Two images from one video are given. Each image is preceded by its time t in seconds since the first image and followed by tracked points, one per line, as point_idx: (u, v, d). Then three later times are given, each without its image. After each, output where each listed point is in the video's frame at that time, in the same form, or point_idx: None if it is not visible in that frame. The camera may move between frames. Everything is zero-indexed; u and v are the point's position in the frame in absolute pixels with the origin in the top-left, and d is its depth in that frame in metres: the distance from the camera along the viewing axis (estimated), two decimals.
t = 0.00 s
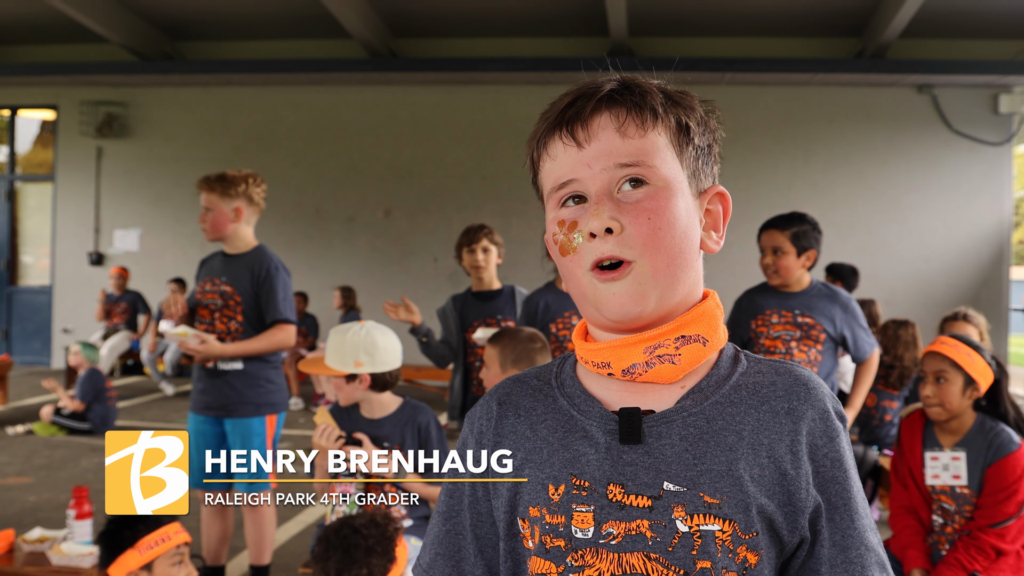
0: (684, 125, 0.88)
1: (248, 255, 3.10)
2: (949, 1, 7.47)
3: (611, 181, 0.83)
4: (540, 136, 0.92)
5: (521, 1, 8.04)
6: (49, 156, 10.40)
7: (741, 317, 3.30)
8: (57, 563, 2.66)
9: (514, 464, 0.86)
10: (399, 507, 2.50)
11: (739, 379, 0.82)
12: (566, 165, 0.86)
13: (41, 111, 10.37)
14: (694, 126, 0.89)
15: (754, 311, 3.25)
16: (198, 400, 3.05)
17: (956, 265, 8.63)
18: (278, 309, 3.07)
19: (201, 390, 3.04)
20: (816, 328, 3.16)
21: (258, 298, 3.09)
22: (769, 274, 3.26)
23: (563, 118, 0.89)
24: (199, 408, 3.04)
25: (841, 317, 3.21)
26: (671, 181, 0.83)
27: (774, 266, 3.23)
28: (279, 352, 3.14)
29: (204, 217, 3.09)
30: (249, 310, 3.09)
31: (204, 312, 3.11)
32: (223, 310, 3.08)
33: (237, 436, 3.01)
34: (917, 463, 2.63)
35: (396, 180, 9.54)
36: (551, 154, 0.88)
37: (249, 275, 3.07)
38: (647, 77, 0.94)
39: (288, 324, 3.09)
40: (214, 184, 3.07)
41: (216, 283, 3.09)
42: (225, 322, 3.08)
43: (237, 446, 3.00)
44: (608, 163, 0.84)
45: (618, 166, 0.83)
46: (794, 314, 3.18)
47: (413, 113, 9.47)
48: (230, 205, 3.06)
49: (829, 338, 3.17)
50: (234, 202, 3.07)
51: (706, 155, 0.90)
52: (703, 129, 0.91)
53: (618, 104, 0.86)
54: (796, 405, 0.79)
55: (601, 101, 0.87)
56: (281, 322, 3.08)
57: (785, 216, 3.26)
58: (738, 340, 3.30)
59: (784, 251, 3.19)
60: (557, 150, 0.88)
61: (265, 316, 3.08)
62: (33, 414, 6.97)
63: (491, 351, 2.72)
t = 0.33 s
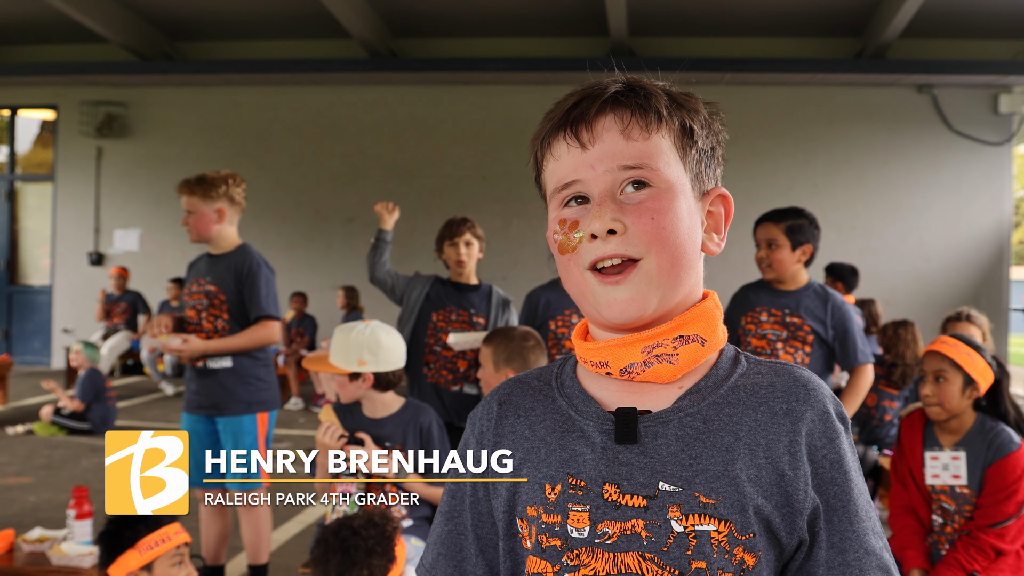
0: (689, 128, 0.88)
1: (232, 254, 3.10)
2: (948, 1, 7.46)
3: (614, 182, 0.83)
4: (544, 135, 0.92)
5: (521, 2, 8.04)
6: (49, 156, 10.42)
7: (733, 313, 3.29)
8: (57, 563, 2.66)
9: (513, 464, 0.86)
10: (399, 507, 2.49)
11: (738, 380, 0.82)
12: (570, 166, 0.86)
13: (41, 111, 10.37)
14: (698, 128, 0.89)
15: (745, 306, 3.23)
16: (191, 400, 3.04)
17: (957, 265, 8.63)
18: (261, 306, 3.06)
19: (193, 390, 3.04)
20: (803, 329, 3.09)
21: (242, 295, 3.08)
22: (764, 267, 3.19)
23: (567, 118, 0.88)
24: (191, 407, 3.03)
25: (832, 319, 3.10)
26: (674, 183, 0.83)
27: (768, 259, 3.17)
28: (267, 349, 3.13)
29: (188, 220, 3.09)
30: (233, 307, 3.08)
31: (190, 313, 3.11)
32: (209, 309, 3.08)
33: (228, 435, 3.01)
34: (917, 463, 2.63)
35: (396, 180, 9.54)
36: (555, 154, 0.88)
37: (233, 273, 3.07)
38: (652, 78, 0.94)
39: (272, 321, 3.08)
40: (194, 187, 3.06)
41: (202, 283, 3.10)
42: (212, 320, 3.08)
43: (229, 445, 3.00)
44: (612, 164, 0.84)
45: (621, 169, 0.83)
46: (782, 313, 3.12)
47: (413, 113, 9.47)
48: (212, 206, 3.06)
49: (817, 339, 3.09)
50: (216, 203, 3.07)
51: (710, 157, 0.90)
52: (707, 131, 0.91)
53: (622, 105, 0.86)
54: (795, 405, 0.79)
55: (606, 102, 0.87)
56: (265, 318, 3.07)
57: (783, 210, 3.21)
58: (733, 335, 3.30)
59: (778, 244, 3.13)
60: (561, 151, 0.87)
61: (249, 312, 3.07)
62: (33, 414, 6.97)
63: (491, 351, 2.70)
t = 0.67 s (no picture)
0: (691, 131, 0.87)
1: (226, 254, 3.09)
2: (949, 1, 7.46)
3: (612, 181, 0.83)
4: (547, 134, 0.92)
5: (520, 2, 8.03)
6: (49, 156, 10.42)
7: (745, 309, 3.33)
8: (57, 563, 2.66)
9: (510, 463, 0.86)
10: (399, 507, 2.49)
11: (732, 380, 0.82)
12: (569, 164, 0.86)
13: (41, 111, 10.38)
14: (700, 131, 0.89)
15: (747, 307, 3.27)
16: (189, 400, 3.04)
17: (957, 265, 8.62)
18: (256, 305, 3.07)
19: (190, 390, 3.04)
20: (789, 329, 3.06)
21: (236, 295, 3.08)
22: (765, 266, 3.18)
23: (569, 118, 0.89)
24: (190, 407, 3.03)
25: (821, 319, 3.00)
26: (673, 185, 0.83)
27: (768, 258, 3.15)
28: (261, 348, 3.13)
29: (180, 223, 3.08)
30: (229, 308, 3.09)
31: (185, 313, 3.11)
32: (204, 309, 3.08)
33: (224, 434, 3.02)
34: (917, 464, 2.62)
35: (396, 180, 9.54)
36: (556, 151, 0.88)
37: (228, 274, 3.07)
38: (657, 81, 0.94)
39: (265, 320, 3.08)
40: (186, 189, 3.06)
41: (197, 283, 3.10)
42: (207, 320, 3.08)
43: (225, 445, 3.00)
44: (611, 164, 0.84)
45: (620, 168, 0.83)
46: (772, 314, 3.11)
47: (413, 113, 9.47)
48: (205, 207, 3.06)
49: (805, 340, 3.03)
50: (209, 204, 3.07)
51: (712, 161, 0.90)
52: (710, 135, 0.91)
53: (623, 106, 0.86)
54: (788, 404, 0.78)
55: (609, 102, 0.87)
56: (260, 318, 3.07)
57: (788, 211, 3.21)
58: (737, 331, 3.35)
59: (778, 243, 3.11)
60: (562, 149, 0.88)
61: (243, 312, 3.07)
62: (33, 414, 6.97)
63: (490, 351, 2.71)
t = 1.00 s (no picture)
0: (727, 147, 0.89)
1: (228, 255, 3.10)
2: (949, 1, 7.46)
3: (657, 182, 0.83)
4: (590, 123, 0.91)
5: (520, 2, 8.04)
6: (49, 156, 10.43)
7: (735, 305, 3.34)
8: (57, 563, 2.65)
9: (515, 460, 0.87)
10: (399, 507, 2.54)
11: (719, 372, 0.82)
12: (615, 155, 0.85)
13: (42, 111, 10.37)
14: (735, 148, 0.90)
15: (736, 303, 3.29)
16: (189, 400, 3.04)
17: (956, 265, 8.63)
18: (258, 305, 3.07)
19: (189, 390, 3.05)
20: (773, 325, 3.06)
21: (238, 295, 3.08)
22: (754, 264, 3.19)
23: (620, 109, 0.87)
24: (190, 407, 3.04)
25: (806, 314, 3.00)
26: (710, 194, 0.83)
27: (759, 257, 3.14)
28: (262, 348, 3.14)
29: (186, 230, 3.06)
30: (231, 309, 3.09)
31: (189, 313, 3.11)
32: (206, 309, 3.08)
33: (225, 435, 3.02)
34: (917, 463, 2.64)
35: (396, 180, 9.54)
36: (600, 141, 0.87)
37: (231, 274, 3.07)
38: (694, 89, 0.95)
39: (268, 321, 3.09)
40: (189, 196, 3.01)
41: (199, 283, 3.10)
42: (208, 320, 3.08)
43: (226, 445, 3.01)
44: (657, 163, 0.83)
45: (668, 169, 0.83)
46: (759, 309, 3.12)
47: (414, 113, 9.47)
48: (212, 209, 3.04)
49: (788, 335, 3.03)
50: (216, 205, 3.06)
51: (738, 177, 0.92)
52: (739, 151, 0.93)
53: (674, 108, 0.86)
54: (764, 383, 0.77)
55: (663, 102, 0.86)
56: (261, 318, 3.08)
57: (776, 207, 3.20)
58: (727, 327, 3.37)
59: (769, 241, 3.10)
60: (609, 139, 0.86)
61: (245, 312, 3.08)
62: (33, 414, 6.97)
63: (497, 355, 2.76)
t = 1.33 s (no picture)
0: (731, 155, 0.86)
1: (235, 255, 3.10)
2: (949, 1, 7.45)
3: (647, 187, 0.81)
4: (593, 124, 0.90)
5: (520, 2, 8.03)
6: (49, 156, 10.42)
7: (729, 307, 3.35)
8: (57, 563, 2.65)
9: (509, 460, 0.89)
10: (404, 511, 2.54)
11: (698, 371, 0.79)
12: (609, 159, 0.84)
13: (41, 111, 10.36)
14: (739, 148, 0.87)
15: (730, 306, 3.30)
16: (189, 401, 3.05)
17: (957, 265, 8.62)
18: (265, 305, 3.08)
19: (191, 390, 3.05)
20: (762, 326, 3.07)
21: (245, 296, 3.09)
22: (744, 267, 3.17)
23: (620, 112, 0.87)
24: (190, 408, 3.04)
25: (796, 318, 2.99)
26: (702, 202, 0.80)
27: (748, 260, 3.10)
28: (267, 348, 3.14)
29: (192, 234, 3.04)
30: (236, 309, 3.09)
31: (192, 314, 3.09)
32: (211, 310, 3.07)
33: (227, 435, 3.02)
34: (918, 463, 2.65)
35: (396, 180, 9.53)
36: (599, 143, 0.86)
37: (238, 274, 3.07)
38: (707, 95, 0.92)
39: (274, 321, 3.10)
40: (196, 198, 2.99)
41: (203, 284, 3.08)
42: (213, 321, 3.08)
43: (230, 445, 3.00)
44: (648, 167, 0.81)
45: (658, 175, 0.81)
46: (747, 312, 3.14)
47: (414, 113, 9.47)
48: (219, 211, 3.04)
49: (778, 337, 3.03)
50: (223, 207, 3.05)
51: (743, 182, 0.88)
52: (747, 160, 0.89)
53: (674, 113, 0.85)
54: (735, 384, 0.75)
55: (663, 106, 0.85)
56: (268, 318, 3.08)
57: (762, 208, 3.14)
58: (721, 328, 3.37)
59: (759, 245, 3.04)
60: (606, 143, 0.86)
61: (251, 312, 3.09)
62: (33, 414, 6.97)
63: (502, 366, 2.83)
